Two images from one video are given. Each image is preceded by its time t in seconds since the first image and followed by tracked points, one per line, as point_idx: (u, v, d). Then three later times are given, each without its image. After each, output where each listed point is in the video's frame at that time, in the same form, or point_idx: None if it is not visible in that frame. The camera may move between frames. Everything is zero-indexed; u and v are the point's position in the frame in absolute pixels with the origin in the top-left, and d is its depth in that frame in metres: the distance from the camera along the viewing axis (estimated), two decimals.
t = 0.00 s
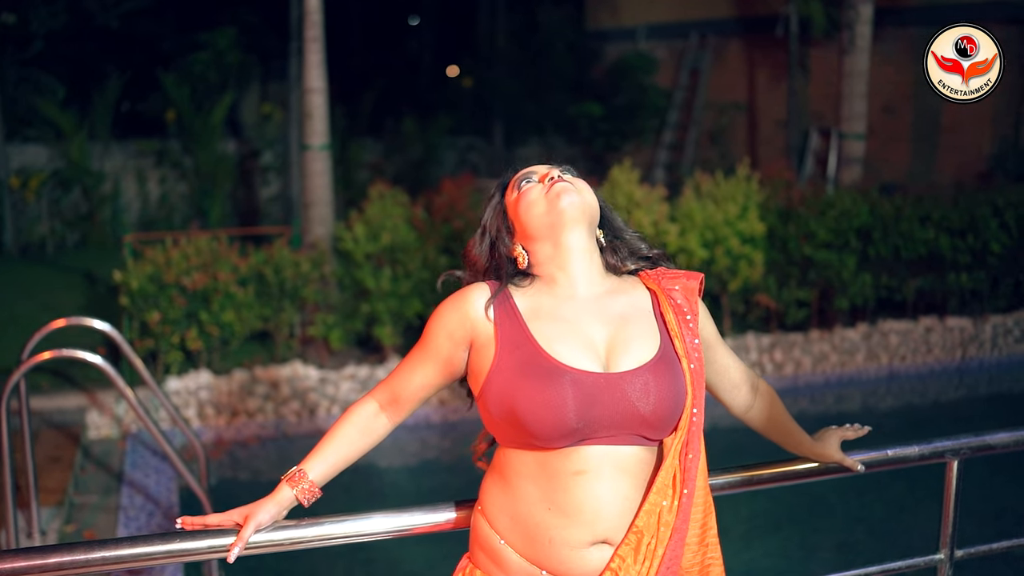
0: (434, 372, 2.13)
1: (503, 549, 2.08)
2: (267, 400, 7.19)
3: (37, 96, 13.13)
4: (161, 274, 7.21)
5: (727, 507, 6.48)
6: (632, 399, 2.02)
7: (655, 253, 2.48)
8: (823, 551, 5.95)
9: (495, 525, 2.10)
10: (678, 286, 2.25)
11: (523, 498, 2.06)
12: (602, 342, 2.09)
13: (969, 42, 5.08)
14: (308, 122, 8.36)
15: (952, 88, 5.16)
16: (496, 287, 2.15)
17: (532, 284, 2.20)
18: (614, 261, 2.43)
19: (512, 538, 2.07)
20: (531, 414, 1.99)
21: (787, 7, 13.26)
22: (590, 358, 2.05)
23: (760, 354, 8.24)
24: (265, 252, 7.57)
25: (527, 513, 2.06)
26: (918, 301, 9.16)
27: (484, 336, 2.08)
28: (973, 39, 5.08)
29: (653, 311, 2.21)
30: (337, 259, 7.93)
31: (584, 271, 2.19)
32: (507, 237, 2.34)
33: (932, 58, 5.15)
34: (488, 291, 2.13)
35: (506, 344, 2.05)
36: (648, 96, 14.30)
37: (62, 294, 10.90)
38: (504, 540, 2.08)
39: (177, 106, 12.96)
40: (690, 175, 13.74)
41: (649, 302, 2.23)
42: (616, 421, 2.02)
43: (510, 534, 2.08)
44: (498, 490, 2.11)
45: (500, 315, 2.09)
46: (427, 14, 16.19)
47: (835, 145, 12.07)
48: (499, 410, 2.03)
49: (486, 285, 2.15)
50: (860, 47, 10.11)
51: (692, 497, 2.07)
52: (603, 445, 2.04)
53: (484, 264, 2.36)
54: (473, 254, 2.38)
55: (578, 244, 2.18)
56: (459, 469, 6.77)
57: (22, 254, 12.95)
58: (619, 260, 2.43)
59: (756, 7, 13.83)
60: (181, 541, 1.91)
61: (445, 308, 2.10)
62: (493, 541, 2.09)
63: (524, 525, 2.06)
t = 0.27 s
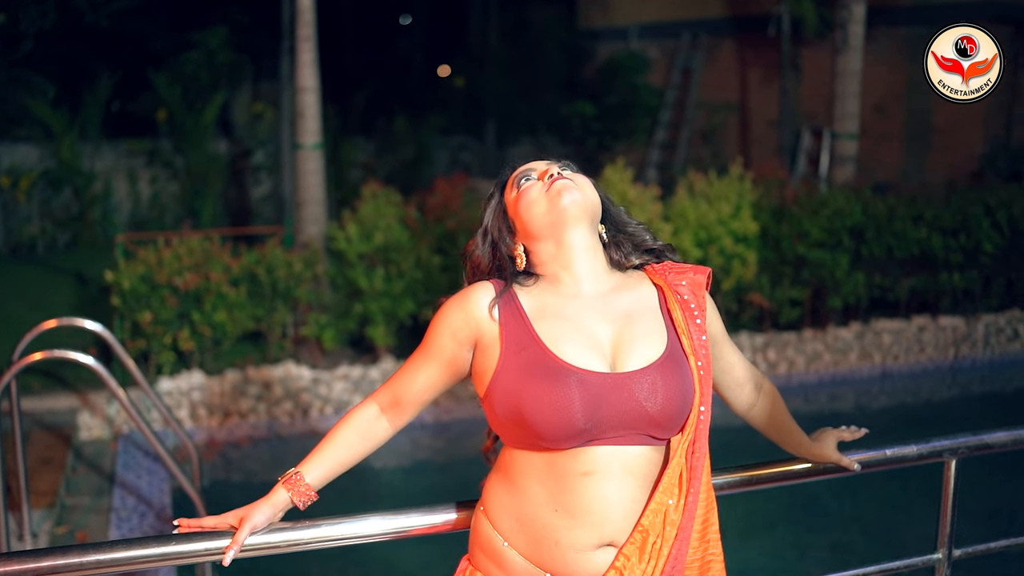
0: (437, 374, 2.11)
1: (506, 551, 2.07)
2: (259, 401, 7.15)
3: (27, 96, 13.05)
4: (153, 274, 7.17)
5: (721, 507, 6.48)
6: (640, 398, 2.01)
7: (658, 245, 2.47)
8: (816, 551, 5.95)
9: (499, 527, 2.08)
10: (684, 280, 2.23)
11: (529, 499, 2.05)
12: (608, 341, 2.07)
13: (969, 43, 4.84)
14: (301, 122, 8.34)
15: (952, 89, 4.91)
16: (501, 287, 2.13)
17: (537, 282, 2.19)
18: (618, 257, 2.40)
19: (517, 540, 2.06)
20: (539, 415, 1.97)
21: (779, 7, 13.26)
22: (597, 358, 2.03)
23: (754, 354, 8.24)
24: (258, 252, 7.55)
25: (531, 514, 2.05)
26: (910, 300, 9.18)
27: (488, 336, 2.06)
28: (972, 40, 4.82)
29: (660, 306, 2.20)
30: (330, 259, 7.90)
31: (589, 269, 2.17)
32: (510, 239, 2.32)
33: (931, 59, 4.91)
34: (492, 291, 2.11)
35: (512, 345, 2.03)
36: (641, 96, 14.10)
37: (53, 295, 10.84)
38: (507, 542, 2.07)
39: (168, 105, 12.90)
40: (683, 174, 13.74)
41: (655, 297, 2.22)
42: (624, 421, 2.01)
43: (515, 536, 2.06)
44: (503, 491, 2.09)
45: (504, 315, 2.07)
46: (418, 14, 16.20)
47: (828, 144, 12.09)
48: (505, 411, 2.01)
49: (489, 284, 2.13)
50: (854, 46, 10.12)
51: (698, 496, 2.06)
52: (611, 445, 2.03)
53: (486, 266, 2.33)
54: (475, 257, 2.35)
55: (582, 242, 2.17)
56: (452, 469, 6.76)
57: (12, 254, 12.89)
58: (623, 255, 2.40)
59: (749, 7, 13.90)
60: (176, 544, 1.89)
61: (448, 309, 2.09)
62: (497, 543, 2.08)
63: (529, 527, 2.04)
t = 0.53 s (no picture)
0: (441, 378, 2.07)
1: (511, 554, 2.05)
2: (250, 401, 7.11)
3: (14, 95, 12.97)
4: (142, 274, 7.13)
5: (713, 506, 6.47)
6: (651, 399, 1.99)
7: (662, 242, 2.44)
8: (808, 550, 5.95)
9: (504, 531, 2.06)
10: (693, 277, 2.23)
11: (535, 502, 2.03)
12: (617, 341, 2.06)
13: (968, 42, 4.62)
14: (291, 121, 8.31)
15: (951, 89, 4.71)
16: (506, 289, 2.10)
17: (542, 282, 2.16)
18: (623, 254, 2.35)
19: (523, 544, 2.03)
20: (550, 416, 1.95)
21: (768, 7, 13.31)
22: (607, 358, 2.01)
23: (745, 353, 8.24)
24: (248, 251, 7.51)
25: (537, 517, 2.02)
26: (901, 298, 9.20)
27: (495, 338, 2.04)
28: (973, 40, 4.60)
29: (668, 304, 2.19)
30: (320, 258, 7.87)
31: (594, 268, 2.16)
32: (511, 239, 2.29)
33: (929, 58, 4.69)
34: (498, 293, 2.09)
35: (520, 346, 2.01)
36: (629, 95, 14.29)
37: (41, 295, 10.78)
38: (512, 545, 2.05)
39: (157, 105, 12.83)
40: (673, 173, 13.73)
41: (662, 294, 2.21)
42: (635, 421, 1.99)
43: (520, 540, 2.04)
44: (509, 493, 2.07)
45: (511, 317, 2.05)
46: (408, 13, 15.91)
47: (818, 143, 12.12)
48: (514, 414, 1.99)
49: (495, 286, 2.11)
50: (844, 45, 10.14)
51: (704, 496, 2.05)
52: (620, 447, 2.01)
53: (487, 266, 2.30)
54: (476, 257, 2.32)
55: (585, 241, 2.15)
56: (444, 469, 6.74)
57: None
58: (629, 253, 2.35)
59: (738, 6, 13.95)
60: (170, 547, 1.86)
61: (453, 312, 2.06)
62: (501, 546, 2.06)
63: (535, 530, 2.02)
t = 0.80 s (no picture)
0: (440, 382, 2.04)
1: (513, 558, 2.04)
2: (240, 403, 7.08)
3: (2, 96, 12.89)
4: (132, 275, 7.10)
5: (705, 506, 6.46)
6: (658, 401, 1.98)
7: (663, 239, 2.41)
8: (800, 549, 5.94)
9: (506, 534, 2.05)
10: (695, 276, 2.23)
11: (539, 505, 2.01)
12: (622, 342, 2.04)
13: (968, 42, 4.50)
14: (281, 121, 8.29)
15: (950, 90, 4.59)
16: (508, 293, 2.08)
17: (544, 285, 2.14)
18: (623, 253, 2.35)
19: (525, 548, 2.02)
20: (556, 420, 1.94)
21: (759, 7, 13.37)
22: (612, 361, 2.00)
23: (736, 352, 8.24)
24: (238, 252, 7.48)
25: (541, 520, 2.01)
26: (892, 298, 9.23)
27: (497, 342, 2.02)
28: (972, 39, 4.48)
29: (671, 301, 2.19)
30: (311, 259, 7.83)
31: (595, 269, 2.14)
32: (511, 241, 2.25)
33: (929, 58, 4.58)
34: (499, 298, 2.06)
35: (524, 350, 1.99)
36: (620, 95, 14.29)
37: (30, 296, 10.72)
38: (514, 549, 2.04)
39: (146, 105, 12.77)
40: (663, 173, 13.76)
41: (666, 293, 2.21)
42: (641, 424, 1.98)
43: (523, 543, 2.03)
44: (511, 496, 2.06)
45: (514, 321, 2.03)
46: (397, 12, 15.73)
47: (808, 142, 12.15)
48: (519, 418, 1.98)
49: (496, 291, 2.08)
50: (834, 45, 10.16)
51: (708, 495, 2.06)
52: (626, 449, 2.00)
53: (486, 269, 2.27)
54: (474, 260, 2.29)
55: (586, 241, 2.14)
56: (435, 469, 6.71)
57: None
58: (629, 251, 2.35)
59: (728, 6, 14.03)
60: (160, 551, 1.84)
61: (453, 317, 2.03)
62: (502, 549, 2.05)
63: (539, 534, 2.01)
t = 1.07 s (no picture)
0: (440, 389, 2.02)
1: (512, 561, 2.03)
2: (230, 404, 7.04)
3: None
4: (120, 276, 7.06)
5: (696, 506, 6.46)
6: (663, 406, 1.97)
7: (661, 238, 2.40)
8: (791, 550, 5.94)
9: (505, 538, 2.03)
10: (698, 273, 2.22)
11: (540, 510, 2.00)
12: (625, 347, 2.03)
13: (969, 42, 4.39)
14: (270, 121, 8.26)
15: (950, 90, 4.48)
16: (509, 299, 2.06)
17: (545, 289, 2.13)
18: (623, 254, 2.32)
19: (526, 552, 2.01)
20: (560, 427, 1.92)
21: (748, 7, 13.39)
22: (616, 366, 1.99)
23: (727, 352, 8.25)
24: (227, 253, 7.44)
25: (542, 524, 2.00)
26: (882, 297, 9.26)
27: (499, 349, 2.00)
28: (973, 40, 4.37)
29: (674, 302, 2.18)
30: (300, 259, 7.80)
31: (596, 272, 2.13)
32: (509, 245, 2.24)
33: (929, 58, 4.47)
34: (501, 304, 2.04)
35: (527, 356, 1.98)
36: (609, 95, 14.25)
37: (18, 298, 10.66)
38: (513, 553, 2.03)
39: (133, 105, 12.70)
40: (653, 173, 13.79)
41: (668, 293, 2.20)
42: (646, 430, 1.97)
43: (523, 547, 2.02)
44: (511, 500, 2.05)
45: (516, 328, 2.01)
46: (386, 12, 15.57)
47: (798, 142, 12.18)
48: (522, 423, 1.96)
49: (496, 297, 2.06)
50: (825, 45, 10.16)
51: (711, 498, 2.06)
52: (631, 454, 1.99)
53: (484, 272, 2.25)
54: (472, 263, 2.27)
55: (587, 245, 2.12)
56: (426, 470, 6.69)
57: None
58: (629, 252, 2.32)
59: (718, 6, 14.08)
60: (150, 555, 1.82)
61: (453, 324, 2.01)
62: (502, 552, 2.04)
63: (540, 539, 2.00)
